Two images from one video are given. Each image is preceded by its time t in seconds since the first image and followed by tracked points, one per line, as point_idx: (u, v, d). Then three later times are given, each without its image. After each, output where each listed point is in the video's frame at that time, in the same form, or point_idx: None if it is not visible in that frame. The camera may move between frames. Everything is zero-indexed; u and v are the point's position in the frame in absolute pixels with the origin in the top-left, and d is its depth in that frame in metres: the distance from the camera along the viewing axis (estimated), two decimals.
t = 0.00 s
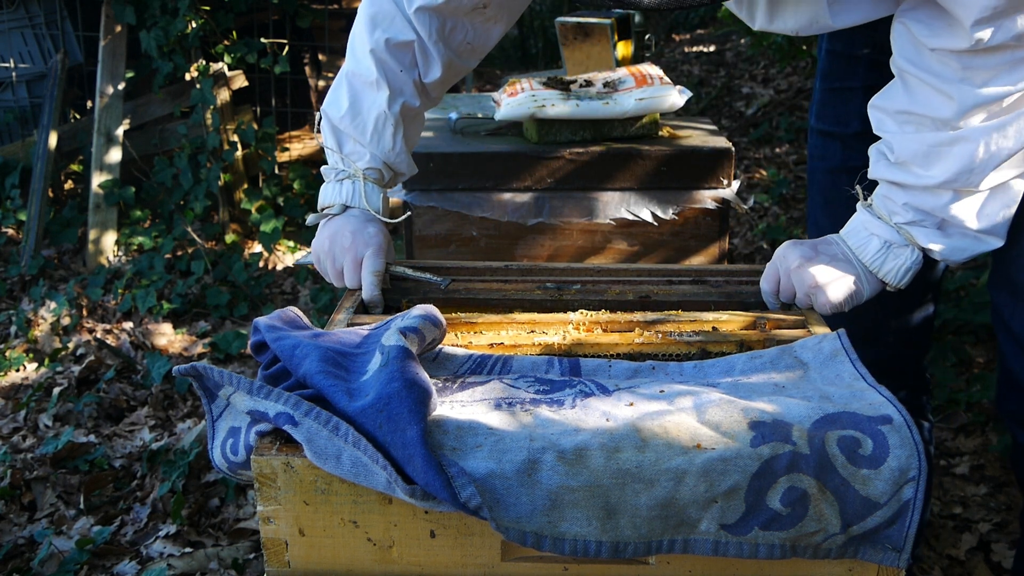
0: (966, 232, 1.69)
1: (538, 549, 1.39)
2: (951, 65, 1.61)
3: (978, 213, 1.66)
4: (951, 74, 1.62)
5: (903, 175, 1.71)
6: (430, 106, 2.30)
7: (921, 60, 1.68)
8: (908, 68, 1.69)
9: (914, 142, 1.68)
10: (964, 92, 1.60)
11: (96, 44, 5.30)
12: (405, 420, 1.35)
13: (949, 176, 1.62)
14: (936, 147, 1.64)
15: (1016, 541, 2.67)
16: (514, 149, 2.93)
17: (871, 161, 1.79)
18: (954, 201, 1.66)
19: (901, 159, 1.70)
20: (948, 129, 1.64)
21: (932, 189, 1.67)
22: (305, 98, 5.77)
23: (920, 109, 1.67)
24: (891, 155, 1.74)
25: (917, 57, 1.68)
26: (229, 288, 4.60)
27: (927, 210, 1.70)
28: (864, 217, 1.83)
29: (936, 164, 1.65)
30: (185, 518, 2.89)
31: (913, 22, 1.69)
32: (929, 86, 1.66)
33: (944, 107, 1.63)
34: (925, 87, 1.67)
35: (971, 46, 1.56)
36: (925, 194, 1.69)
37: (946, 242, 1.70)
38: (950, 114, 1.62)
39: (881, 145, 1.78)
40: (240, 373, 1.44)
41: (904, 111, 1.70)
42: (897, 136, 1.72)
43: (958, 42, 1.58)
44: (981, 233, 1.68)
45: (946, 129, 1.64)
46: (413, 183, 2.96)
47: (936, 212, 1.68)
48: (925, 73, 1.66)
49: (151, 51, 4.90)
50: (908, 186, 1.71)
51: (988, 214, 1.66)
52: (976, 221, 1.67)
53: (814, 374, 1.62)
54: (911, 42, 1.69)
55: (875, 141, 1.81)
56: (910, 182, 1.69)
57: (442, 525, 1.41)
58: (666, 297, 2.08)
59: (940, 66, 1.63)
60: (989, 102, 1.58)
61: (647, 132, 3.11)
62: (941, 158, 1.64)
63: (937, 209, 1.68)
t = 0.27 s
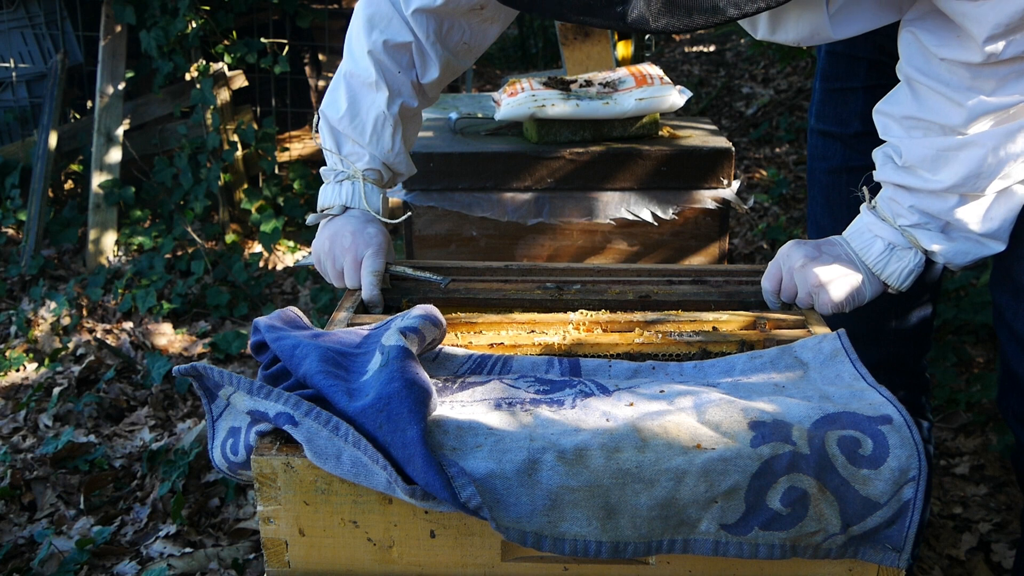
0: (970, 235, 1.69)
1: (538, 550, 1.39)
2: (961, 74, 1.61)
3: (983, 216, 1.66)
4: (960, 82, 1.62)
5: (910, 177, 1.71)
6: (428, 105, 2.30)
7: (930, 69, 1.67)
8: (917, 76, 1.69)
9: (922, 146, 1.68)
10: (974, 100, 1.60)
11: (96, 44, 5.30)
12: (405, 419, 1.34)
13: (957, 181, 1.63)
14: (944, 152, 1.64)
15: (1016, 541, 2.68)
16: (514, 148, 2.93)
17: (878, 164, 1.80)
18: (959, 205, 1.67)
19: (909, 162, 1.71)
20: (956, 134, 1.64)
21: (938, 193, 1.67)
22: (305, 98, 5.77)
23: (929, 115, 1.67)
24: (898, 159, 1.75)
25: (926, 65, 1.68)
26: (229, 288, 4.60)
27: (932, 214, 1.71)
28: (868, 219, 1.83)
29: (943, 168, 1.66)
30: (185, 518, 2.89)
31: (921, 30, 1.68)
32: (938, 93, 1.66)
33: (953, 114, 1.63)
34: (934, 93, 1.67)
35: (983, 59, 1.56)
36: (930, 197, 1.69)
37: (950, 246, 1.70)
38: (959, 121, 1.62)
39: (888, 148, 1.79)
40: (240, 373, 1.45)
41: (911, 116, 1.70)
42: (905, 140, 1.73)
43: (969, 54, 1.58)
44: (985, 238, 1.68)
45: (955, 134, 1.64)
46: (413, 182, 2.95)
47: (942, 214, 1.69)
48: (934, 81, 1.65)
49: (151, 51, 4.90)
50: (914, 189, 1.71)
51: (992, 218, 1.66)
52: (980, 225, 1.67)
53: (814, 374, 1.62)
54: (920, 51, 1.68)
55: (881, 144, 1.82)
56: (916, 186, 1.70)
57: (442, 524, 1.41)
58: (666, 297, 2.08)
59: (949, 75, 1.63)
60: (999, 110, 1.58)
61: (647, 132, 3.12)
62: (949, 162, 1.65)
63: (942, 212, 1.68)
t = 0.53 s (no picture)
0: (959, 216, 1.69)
1: (538, 550, 1.39)
2: (959, 58, 1.61)
3: (972, 199, 1.66)
4: (958, 65, 1.62)
5: (903, 153, 1.72)
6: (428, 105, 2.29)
7: (928, 53, 1.67)
8: (915, 58, 1.69)
9: (916, 123, 1.68)
10: (970, 82, 1.60)
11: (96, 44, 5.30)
12: (405, 419, 1.35)
13: (948, 157, 1.62)
14: (939, 129, 1.64)
15: (1016, 541, 2.68)
16: (515, 149, 2.93)
17: (873, 140, 1.80)
18: (949, 183, 1.67)
19: (903, 138, 1.71)
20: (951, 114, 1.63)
21: (930, 169, 1.67)
22: (305, 98, 5.77)
23: (925, 96, 1.67)
24: (893, 135, 1.75)
25: (924, 50, 1.68)
26: (229, 288, 4.60)
27: (922, 188, 1.71)
28: (858, 196, 1.84)
29: (936, 145, 1.65)
30: (185, 518, 2.89)
31: (921, 14, 1.68)
32: (935, 75, 1.65)
33: (949, 95, 1.63)
34: (931, 76, 1.67)
35: (982, 42, 1.56)
36: (922, 172, 1.69)
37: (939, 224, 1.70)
38: (954, 102, 1.62)
39: (883, 127, 1.79)
40: (240, 374, 1.45)
41: (907, 97, 1.70)
42: (900, 119, 1.72)
43: (968, 37, 1.58)
44: (973, 221, 1.68)
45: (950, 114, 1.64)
46: (413, 183, 2.96)
47: (932, 190, 1.69)
48: (932, 63, 1.65)
49: (151, 51, 4.90)
50: (907, 163, 1.72)
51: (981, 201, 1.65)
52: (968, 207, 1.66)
53: (814, 374, 1.62)
54: (919, 35, 1.68)
55: (878, 124, 1.82)
56: (908, 160, 1.70)
57: (442, 525, 1.41)
58: (666, 297, 2.08)
59: (947, 59, 1.63)
60: (996, 94, 1.58)
61: (647, 132, 3.12)
62: (942, 139, 1.64)
63: (932, 187, 1.68)
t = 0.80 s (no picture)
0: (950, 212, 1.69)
1: (538, 550, 1.39)
2: (952, 53, 1.61)
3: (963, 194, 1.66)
4: (951, 61, 1.62)
5: (895, 146, 1.72)
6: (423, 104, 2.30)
7: (922, 49, 1.67)
8: (909, 54, 1.69)
9: (909, 115, 1.68)
10: (964, 78, 1.60)
11: (96, 44, 5.30)
12: (405, 419, 1.34)
13: (938, 151, 1.63)
14: (930, 122, 1.65)
15: (1016, 541, 2.68)
16: (515, 149, 2.93)
17: (865, 133, 1.81)
18: (940, 177, 1.67)
19: (896, 131, 1.72)
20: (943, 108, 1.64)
21: (920, 162, 1.68)
22: (305, 98, 5.77)
23: (918, 89, 1.67)
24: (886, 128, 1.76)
25: (918, 46, 1.68)
26: (229, 288, 4.60)
27: (913, 181, 1.72)
28: (847, 192, 1.85)
29: (927, 138, 1.66)
30: (185, 518, 2.89)
31: (917, 9, 1.68)
32: (929, 71, 1.66)
33: (942, 89, 1.63)
34: (924, 71, 1.67)
35: (974, 38, 1.56)
36: (914, 166, 1.70)
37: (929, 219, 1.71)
38: (948, 97, 1.62)
39: (877, 120, 1.80)
40: (240, 373, 1.44)
41: (901, 90, 1.70)
42: (893, 112, 1.73)
43: (961, 32, 1.58)
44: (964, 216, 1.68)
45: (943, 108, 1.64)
46: (413, 183, 2.96)
47: (922, 184, 1.69)
48: (925, 59, 1.66)
49: (151, 51, 4.90)
50: (899, 157, 1.73)
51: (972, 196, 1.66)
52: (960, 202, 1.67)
53: (814, 374, 1.62)
54: (913, 31, 1.69)
55: (872, 117, 1.83)
56: (900, 153, 1.71)
57: (443, 525, 1.41)
58: (666, 297, 2.08)
59: (941, 55, 1.63)
60: (988, 90, 1.59)
61: (647, 132, 3.11)
62: (933, 132, 1.65)
63: (923, 181, 1.69)
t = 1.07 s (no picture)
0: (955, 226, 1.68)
1: (538, 550, 1.39)
2: (950, 64, 1.62)
3: (967, 208, 1.66)
4: (950, 72, 1.63)
5: (896, 162, 1.73)
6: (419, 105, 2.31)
7: (921, 59, 1.68)
8: (908, 66, 1.70)
9: (909, 130, 1.69)
10: (962, 89, 1.60)
11: (96, 44, 5.30)
12: (405, 420, 1.34)
13: (939, 166, 1.63)
14: (930, 137, 1.65)
15: (1016, 541, 2.67)
16: (515, 149, 2.93)
17: (867, 149, 1.81)
18: (942, 192, 1.66)
19: (896, 147, 1.72)
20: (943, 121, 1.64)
21: (922, 178, 1.68)
22: (305, 98, 5.77)
23: (917, 103, 1.68)
24: (887, 144, 1.76)
25: (917, 56, 1.69)
26: (229, 288, 4.60)
27: (915, 197, 1.71)
28: (853, 206, 1.84)
29: (928, 154, 1.66)
30: (185, 518, 2.89)
31: (915, 19, 1.70)
32: (928, 83, 1.66)
33: (941, 102, 1.64)
34: (923, 83, 1.68)
35: (970, 46, 1.57)
36: (915, 182, 1.70)
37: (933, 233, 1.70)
38: (946, 109, 1.62)
39: (879, 135, 1.80)
40: (240, 373, 1.44)
41: (900, 104, 1.71)
42: (894, 127, 1.74)
43: (957, 41, 1.59)
44: (970, 230, 1.67)
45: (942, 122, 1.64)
46: (413, 183, 2.96)
47: (925, 200, 1.69)
48: (924, 71, 1.66)
49: (151, 51, 4.90)
50: (900, 173, 1.72)
51: (977, 209, 1.65)
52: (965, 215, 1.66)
53: (814, 374, 1.62)
54: (913, 42, 1.70)
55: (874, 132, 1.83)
56: (901, 170, 1.71)
57: (443, 525, 1.41)
58: (666, 297, 2.08)
59: (939, 66, 1.64)
60: (986, 101, 1.59)
61: (647, 132, 3.12)
62: (933, 147, 1.65)
63: (926, 197, 1.68)
